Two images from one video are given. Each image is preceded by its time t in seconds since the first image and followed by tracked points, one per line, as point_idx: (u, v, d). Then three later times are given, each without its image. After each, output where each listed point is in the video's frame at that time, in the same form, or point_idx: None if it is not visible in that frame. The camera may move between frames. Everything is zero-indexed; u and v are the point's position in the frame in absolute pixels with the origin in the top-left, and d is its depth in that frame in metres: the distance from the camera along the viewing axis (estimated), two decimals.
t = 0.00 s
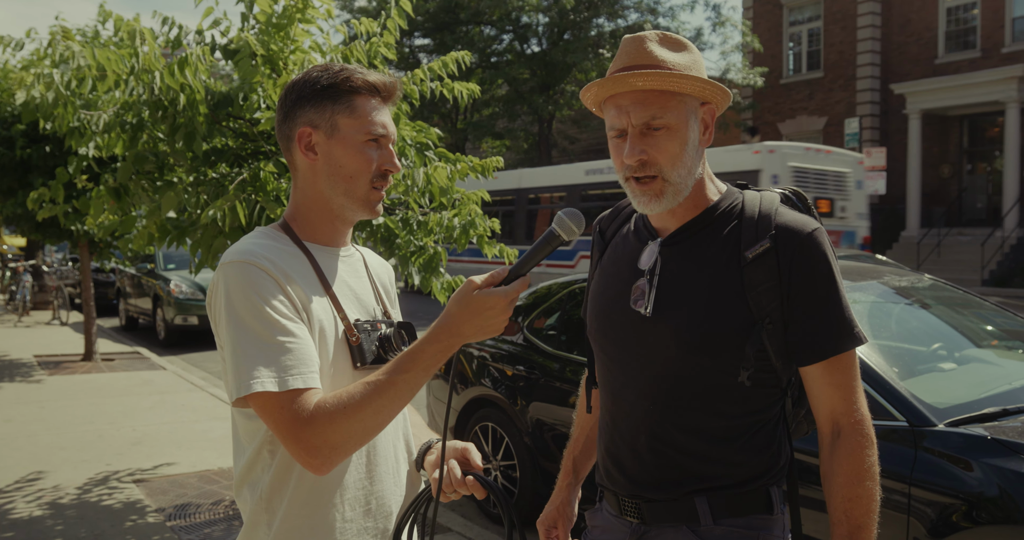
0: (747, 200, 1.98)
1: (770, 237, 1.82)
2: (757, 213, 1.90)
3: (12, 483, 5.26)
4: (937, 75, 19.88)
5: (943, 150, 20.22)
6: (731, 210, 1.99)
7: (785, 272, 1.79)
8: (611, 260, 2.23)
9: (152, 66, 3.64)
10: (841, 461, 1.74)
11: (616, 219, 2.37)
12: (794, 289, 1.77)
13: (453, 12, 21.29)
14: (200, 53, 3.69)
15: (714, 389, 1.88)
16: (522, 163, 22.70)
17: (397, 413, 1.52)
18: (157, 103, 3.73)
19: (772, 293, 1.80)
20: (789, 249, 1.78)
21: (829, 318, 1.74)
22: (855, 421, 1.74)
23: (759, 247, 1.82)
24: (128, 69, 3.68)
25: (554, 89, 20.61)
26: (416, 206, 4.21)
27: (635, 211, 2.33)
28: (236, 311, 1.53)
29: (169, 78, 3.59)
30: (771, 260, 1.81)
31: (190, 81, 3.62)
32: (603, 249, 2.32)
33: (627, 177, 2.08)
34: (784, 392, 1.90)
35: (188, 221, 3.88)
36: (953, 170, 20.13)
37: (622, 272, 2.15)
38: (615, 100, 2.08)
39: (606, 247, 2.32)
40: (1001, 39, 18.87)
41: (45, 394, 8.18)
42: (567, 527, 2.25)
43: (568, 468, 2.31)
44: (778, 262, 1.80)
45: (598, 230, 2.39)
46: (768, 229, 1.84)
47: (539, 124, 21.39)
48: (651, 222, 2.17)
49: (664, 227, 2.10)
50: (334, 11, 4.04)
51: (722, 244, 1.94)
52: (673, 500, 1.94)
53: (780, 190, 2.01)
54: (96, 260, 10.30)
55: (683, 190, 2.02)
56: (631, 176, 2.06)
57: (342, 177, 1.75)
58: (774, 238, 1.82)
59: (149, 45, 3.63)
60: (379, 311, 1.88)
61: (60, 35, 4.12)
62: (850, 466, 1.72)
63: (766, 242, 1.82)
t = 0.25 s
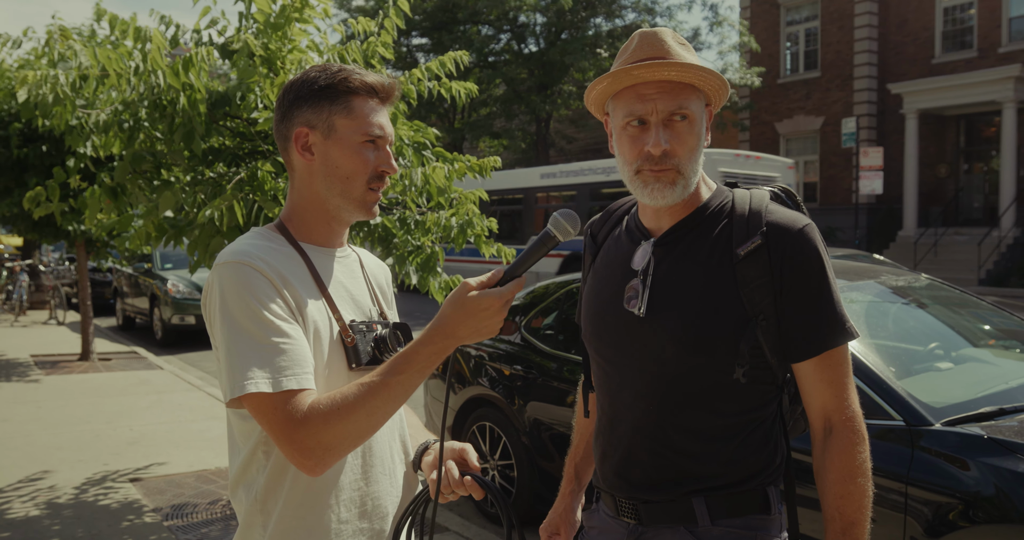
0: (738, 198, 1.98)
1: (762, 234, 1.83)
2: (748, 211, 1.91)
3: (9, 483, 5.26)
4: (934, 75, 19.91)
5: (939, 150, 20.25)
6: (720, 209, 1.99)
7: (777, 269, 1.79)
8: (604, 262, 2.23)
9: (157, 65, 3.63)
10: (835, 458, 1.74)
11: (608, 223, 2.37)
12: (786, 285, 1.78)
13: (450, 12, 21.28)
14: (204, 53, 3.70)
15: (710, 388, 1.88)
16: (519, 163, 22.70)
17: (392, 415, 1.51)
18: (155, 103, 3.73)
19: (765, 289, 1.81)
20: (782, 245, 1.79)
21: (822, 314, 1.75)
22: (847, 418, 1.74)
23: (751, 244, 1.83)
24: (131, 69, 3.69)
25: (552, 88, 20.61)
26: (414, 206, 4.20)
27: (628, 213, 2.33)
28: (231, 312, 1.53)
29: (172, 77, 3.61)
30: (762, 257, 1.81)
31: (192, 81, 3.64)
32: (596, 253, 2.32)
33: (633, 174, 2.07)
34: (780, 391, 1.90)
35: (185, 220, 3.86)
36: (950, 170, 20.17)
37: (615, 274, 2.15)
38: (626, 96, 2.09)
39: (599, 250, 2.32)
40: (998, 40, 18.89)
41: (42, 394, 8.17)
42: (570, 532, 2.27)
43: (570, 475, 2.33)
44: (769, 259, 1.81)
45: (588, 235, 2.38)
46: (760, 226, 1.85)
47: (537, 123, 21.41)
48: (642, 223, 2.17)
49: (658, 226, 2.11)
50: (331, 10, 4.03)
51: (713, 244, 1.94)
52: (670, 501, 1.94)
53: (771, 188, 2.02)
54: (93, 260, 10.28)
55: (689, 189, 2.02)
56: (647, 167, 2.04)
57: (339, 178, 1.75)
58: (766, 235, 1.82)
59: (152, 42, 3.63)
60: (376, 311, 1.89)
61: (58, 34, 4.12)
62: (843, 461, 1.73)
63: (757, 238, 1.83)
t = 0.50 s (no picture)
0: (739, 197, 1.98)
1: (764, 232, 1.83)
2: (750, 210, 1.91)
3: (9, 482, 5.26)
4: (932, 75, 19.93)
5: (938, 149, 20.27)
6: (722, 208, 2.00)
7: (778, 268, 1.80)
8: (605, 260, 2.23)
9: (157, 65, 3.57)
10: (831, 458, 1.74)
11: (607, 222, 2.37)
12: (788, 284, 1.78)
13: (449, 11, 21.28)
14: (206, 52, 3.71)
15: (709, 388, 1.88)
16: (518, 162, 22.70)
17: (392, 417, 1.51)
18: (155, 102, 3.72)
19: (767, 287, 1.81)
20: (784, 243, 1.80)
21: (822, 313, 1.75)
22: (843, 417, 1.75)
23: (753, 243, 1.83)
24: (129, 68, 3.66)
25: (551, 88, 20.61)
26: (413, 205, 4.21)
27: (628, 212, 2.33)
28: (228, 313, 1.52)
29: (173, 76, 3.61)
30: (764, 255, 1.82)
31: (194, 81, 3.66)
32: (596, 252, 2.32)
33: (627, 171, 2.06)
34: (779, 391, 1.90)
35: (183, 220, 3.86)
36: (949, 170, 20.19)
37: (616, 272, 2.15)
38: (622, 94, 2.09)
39: (599, 248, 2.32)
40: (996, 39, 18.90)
41: (41, 393, 8.16)
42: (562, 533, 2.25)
43: (563, 475, 2.31)
44: (772, 256, 1.81)
45: (589, 233, 2.38)
46: (762, 224, 1.85)
47: (536, 123, 21.43)
48: (643, 222, 2.17)
49: (659, 225, 2.11)
50: (330, 9, 4.03)
51: (715, 242, 1.94)
52: (668, 500, 1.94)
53: (772, 189, 2.03)
54: (91, 259, 10.27)
55: (683, 188, 2.02)
56: (638, 164, 2.03)
57: (334, 178, 1.75)
58: (768, 233, 1.83)
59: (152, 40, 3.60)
60: (372, 311, 1.89)
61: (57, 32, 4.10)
62: (839, 460, 1.73)
63: (759, 236, 1.83)
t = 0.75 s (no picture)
0: (749, 200, 1.97)
1: (770, 237, 1.82)
2: (758, 214, 1.90)
3: (10, 481, 5.26)
4: (933, 74, 19.93)
5: (938, 148, 20.27)
6: (731, 209, 1.99)
7: (782, 274, 1.79)
8: (610, 258, 2.23)
9: (156, 63, 3.62)
10: (824, 466, 1.74)
11: (616, 217, 2.37)
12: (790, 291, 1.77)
13: (450, 10, 21.27)
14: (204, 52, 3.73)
15: (709, 388, 1.88)
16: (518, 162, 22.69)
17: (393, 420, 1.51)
18: (154, 100, 3.69)
19: (769, 292, 1.80)
20: (790, 249, 1.78)
21: (824, 319, 1.75)
22: (838, 429, 1.74)
23: (758, 247, 1.82)
24: (128, 66, 3.66)
25: (551, 87, 20.61)
26: (413, 205, 4.23)
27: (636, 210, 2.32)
28: (224, 315, 1.52)
29: (172, 75, 3.62)
30: (768, 259, 1.81)
31: (193, 80, 3.68)
32: (603, 247, 2.32)
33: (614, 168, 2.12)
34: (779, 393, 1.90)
35: (185, 218, 3.88)
36: (949, 169, 20.19)
37: (622, 269, 2.15)
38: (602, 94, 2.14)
39: (606, 242, 2.32)
40: (997, 38, 18.89)
41: (42, 393, 8.16)
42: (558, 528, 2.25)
43: (560, 469, 2.31)
44: (776, 261, 1.80)
45: (598, 227, 2.38)
46: (768, 229, 1.84)
47: (536, 122, 21.43)
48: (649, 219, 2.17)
49: (663, 222, 2.10)
50: (331, 9, 4.03)
51: (721, 244, 1.94)
52: (667, 498, 1.94)
53: (781, 191, 2.01)
54: (91, 258, 10.27)
55: (654, 188, 2.05)
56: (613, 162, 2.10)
57: (326, 176, 1.75)
58: (774, 238, 1.81)
59: (151, 41, 3.62)
60: (366, 309, 1.89)
61: (58, 32, 4.10)
62: (832, 469, 1.73)
63: (765, 241, 1.82)
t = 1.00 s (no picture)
0: (755, 199, 1.97)
1: (775, 238, 1.81)
2: (765, 214, 1.89)
3: (11, 480, 5.26)
4: (935, 72, 19.88)
5: (940, 147, 20.24)
6: (738, 208, 1.98)
7: (787, 275, 1.79)
8: (615, 255, 2.24)
9: (155, 63, 3.63)
10: (826, 465, 1.74)
11: (622, 214, 2.38)
12: (795, 291, 1.77)
13: (451, 9, 21.26)
14: (203, 49, 3.72)
15: (711, 388, 1.88)
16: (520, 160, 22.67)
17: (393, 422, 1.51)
18: (155, 100, 3.70)
19: (774, 292, 1.80)
20: (794, 251, 1.78)
21: (830, 320, 1.74)
22: (845, 427, 1.74)
23: (763, 247, 1.82)
24: (128, 65, 3.66)
25: (552, 86, 20.59)
26: (414, 203, 4.23)
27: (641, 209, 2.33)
28: (219, 316, 1.52)
29: (172, 74, 3.61)
30: (774, 260, 1.80)
31: (191, 78, 3.66)
32: (608, 244, 2.32)
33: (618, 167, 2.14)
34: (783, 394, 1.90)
35: (185, 217, 3.86)
36: (951, 168, 20.16)
37: (626, 267, 2.15)
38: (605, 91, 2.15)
39: (612, 239, 2.32)
40: (999, 36, 18.84)
41: (43, 392, 8.16)
42: (561, 524, 2.25)
43: (564, 464, 2.32)
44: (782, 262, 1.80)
45: (605, 223, 2.39)
46: (774, 229, 1.83)
47: (537, 121, 21.42)
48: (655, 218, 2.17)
49: (667, 221, 2.10)
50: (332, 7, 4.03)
51: (725, 244, 1.93)
52: (667, 497, 1.94)
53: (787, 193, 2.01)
54: (93, 257, 10.28)
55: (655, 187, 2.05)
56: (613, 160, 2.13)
57: (320, 170, 1.75)
58: (780, 239, 1.81)
59: (151, 41, 3.62)
60: (362, 307, 1.90)
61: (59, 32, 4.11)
62: (833, 467, 1.73)
63: (770, 242, 1.81)
